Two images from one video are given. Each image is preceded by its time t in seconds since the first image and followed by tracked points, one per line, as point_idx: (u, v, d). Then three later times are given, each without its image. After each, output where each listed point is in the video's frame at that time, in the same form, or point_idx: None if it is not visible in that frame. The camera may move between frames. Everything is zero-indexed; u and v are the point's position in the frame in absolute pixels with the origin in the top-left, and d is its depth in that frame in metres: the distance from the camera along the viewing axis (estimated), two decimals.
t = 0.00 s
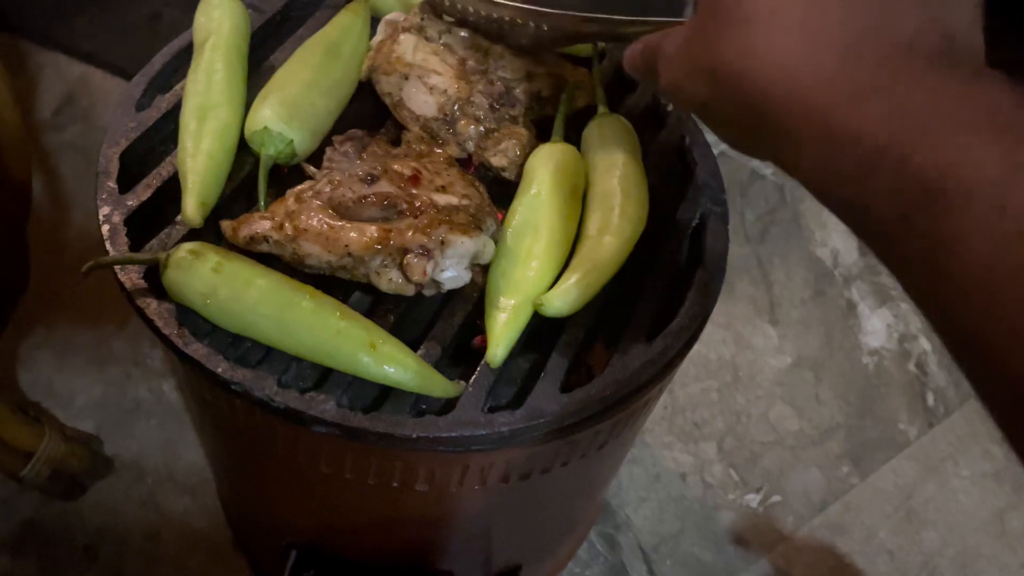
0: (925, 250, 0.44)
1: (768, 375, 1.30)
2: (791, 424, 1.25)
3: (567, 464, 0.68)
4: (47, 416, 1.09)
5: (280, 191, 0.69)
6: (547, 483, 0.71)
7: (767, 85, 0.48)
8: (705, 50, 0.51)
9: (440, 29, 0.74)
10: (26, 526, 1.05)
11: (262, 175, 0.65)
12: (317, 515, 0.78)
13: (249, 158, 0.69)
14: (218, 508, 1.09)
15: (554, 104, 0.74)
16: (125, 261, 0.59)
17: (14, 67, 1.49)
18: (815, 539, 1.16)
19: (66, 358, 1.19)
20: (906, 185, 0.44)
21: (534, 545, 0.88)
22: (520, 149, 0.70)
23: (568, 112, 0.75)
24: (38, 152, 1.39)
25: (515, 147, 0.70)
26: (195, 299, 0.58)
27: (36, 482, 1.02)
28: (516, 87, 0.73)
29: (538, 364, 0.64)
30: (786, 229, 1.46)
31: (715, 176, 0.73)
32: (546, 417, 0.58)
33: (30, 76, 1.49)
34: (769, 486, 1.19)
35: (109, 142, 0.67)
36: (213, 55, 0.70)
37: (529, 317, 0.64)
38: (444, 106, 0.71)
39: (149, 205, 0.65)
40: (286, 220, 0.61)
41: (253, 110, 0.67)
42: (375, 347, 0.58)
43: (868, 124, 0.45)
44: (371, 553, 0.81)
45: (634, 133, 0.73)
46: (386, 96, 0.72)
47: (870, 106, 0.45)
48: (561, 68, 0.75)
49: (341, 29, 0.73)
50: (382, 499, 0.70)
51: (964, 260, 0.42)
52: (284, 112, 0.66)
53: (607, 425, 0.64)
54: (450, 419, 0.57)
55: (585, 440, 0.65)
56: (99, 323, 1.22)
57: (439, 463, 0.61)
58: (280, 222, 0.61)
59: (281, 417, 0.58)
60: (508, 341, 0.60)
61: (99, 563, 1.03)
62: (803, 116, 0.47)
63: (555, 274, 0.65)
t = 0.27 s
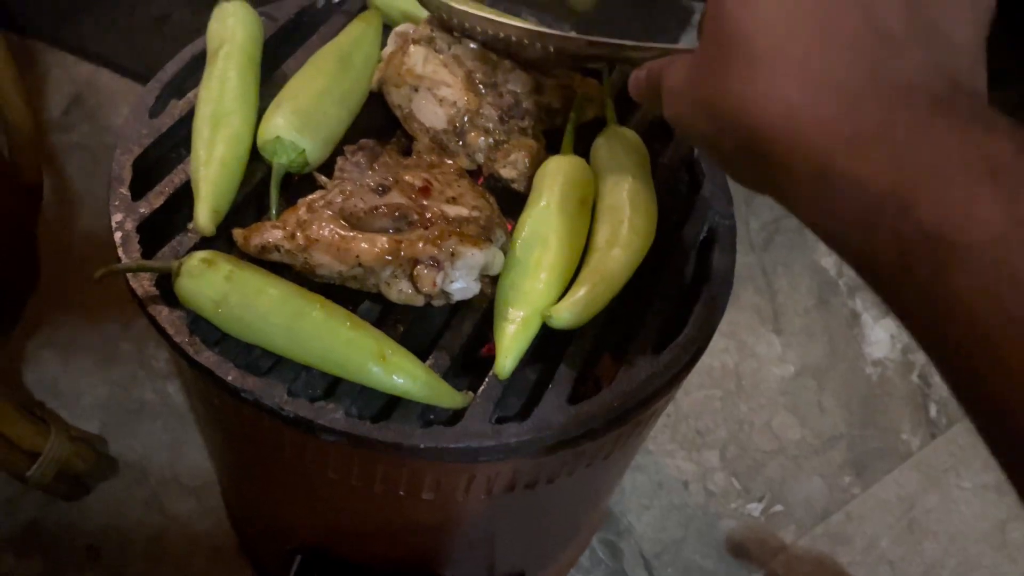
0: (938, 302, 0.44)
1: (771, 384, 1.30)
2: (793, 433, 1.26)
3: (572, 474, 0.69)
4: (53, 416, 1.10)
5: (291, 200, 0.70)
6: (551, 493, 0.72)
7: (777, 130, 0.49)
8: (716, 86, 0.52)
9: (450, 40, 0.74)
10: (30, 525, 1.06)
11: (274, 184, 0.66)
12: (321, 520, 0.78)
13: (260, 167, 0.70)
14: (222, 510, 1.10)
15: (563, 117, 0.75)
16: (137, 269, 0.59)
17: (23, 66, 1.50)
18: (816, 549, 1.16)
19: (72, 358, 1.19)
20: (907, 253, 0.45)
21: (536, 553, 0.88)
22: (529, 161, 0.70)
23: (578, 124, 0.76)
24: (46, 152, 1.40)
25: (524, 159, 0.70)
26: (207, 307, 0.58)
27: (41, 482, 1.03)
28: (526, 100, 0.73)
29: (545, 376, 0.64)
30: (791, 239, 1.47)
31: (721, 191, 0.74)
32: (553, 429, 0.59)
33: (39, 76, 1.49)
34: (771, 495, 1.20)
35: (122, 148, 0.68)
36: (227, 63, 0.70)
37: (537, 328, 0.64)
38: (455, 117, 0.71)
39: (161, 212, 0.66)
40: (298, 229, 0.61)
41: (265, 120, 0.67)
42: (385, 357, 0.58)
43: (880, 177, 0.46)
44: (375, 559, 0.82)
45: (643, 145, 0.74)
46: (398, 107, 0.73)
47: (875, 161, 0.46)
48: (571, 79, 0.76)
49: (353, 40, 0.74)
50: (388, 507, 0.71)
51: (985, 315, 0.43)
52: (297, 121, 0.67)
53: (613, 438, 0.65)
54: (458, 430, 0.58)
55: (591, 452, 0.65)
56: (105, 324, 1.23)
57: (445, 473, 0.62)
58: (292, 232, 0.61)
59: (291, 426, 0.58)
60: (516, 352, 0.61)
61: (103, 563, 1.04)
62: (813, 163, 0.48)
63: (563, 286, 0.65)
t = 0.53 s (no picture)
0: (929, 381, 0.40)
1: (776, 397, 1.30)
2: (796, 447, 1.25)
3: (579, 492, 0.68)
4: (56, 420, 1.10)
5: (301, 213, 0.70)
6: (556, 509, 0.72)
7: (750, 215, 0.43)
8: (720, 110, 0.41)
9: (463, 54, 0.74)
10: (33, 529, 1.06)
11: (285, 197, 0.66)
12: (326, 533, 0.78)
13: (271, 179, 0.70)
14: (224, 517, 1.10)
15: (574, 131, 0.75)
16: (148, 281, 0.59)
17: (31, 68, 1.50)
18: (818, 564, 1.16)
19: (77, 362, 1.19)
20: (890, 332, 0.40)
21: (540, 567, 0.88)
22: (539, 175, 0.72)
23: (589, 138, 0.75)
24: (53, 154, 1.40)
25: (534, 172, 0.72)
26: (217, 322, 0.58)
27: (44, 487, 1.03)
28: (538, 114, 0.75)
29: (554, 394, 0.64)
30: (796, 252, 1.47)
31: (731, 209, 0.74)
32: (561, 448, 0.59)
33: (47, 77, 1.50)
34: (774, 509, 1.19)
35: (133, 159, 0.68)
36: (238, 75, 0.70)
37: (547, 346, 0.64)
38: (466, 132, 0.71)
39: (171, 223, 0.66)
40: (308, 243, 0.61)
41: (277, 133, 0.67)
42: (394, 375, 0.58)
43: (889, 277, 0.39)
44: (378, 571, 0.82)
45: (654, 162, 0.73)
46: (409, 119, 0.73)
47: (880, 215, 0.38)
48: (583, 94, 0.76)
49: (366, 53, 0.75)
50: (392, 522, 0.70)
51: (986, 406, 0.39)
52: (308, 133, 0.67)
53: (620, 456, 0.64)
54: (466, 448, 0.58)
55: (597, 471, 0.65)
56: (110, 327, 1.23)
57: (451, 490, 0.62)
58: (302, 245, 0.61)
59: (299, 441, 0.58)
60: (526, 370, 0.60)
61: (105, 568, 1.04)
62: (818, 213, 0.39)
63: (573, 304, 0.65)
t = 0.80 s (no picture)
0: (870, 490, 0.43)
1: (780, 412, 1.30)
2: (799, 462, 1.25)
3: (584, 510, 0.68)
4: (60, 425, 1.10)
5: (311, 228, 0.70)
6: (560, 528, 0.72)
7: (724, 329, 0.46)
8: (686, 232, 0.45)
9: (472, 74, 0.74)
10: (35, 535, 1.06)
11: (296, 213, 0.66)
12: (330, 546, 0.79)
13: (282, 193, 0.70)
14: (227, 525, 1.10)
15: (585, 148, 0.74)
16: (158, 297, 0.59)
17: (39, 71, 1.50)
18: None
19: (81, 367, 1.19)
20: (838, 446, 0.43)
21: None
22: (550, 195, 0.71)
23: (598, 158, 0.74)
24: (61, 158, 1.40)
25: (544, 193, 0.71)
26: (227, 338, 0.58)
27: (48, 493, 1.03)
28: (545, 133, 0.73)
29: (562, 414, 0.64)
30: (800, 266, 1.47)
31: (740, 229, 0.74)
32: (567, 470, 0.59)
33: (55, 81, 1.50)
34: (775, 524, 1.19)
35: (145, 172, 0.68)
36: (251, 89, 0.70)
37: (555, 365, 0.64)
38: (473, 153, 0.70)
39: (182, 237, 0.66)
40: (320, 260, 0.62)
41: (289, 148, 0.68)
42: (403, 394, 0.58)
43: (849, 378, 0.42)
44: None
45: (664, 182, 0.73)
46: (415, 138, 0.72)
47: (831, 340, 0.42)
48: (590, 112, 0.75)
49: (377, 70, 0.75)
50: (397, 538, 0.71)
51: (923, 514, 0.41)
52: (320, 149, 0.67)
53: (626, 477, 0.64)
54: (474, 468, 0.58)
55: (603, 491, 0.65)
56: (116, 332, 1.23)
57: (458, 509, 0.62)
58: (313, 262, 0.62)
59: (307, 458, 0.58)
60: (534, 389, 0.60)
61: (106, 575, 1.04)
62: (771, 333, 0.43)
63: (582, 324, 0.65)
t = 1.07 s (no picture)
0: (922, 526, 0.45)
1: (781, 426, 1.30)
2: (798, 475, 1.25)
3: (583, 525, 0.69)
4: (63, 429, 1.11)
5: (317, 239, 0.71)
6: (559, 542, 0.72)
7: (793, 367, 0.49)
8: (769, 253, 0.50)
9: (480, 87, 0.74)
10: (35, 538, 1.07)
11: (301, 225, 0.66)
12: (329, 555, 0.79)
13: (287, 204, 0.71)
14: (226, 531, 1.10)
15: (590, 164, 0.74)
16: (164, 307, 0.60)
17: (47, 74, 1.51)
18: None
19: (83, 371, 1.20)
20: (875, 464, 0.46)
21: None
22: (554, 210, 0.71)
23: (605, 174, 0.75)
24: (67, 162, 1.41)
25: (549, 207, 0.71)
26: (232, 349, 0.58)
27: (48, 497, 1.03)
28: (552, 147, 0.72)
29: (563, 429, 0.64)
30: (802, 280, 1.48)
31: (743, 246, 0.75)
32: (569, 486, 0.59)
33: (62, 84, 1.50)
34: (775, 539, 1.20)
35: (152, 182, 0.68)
36: (259, 100, 0.71)
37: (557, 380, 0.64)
38: (481, 164, 0.72)
39: (188, 247, 0.66)
40: (324, 272, 0.62)
41: (296, 160, 0.68)
42: (406, 408, 0.58)
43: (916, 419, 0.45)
44: None
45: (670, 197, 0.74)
46: (424, 149, 0.73)
47: (882, 362, 0.46)
48: (596, 128, 0.76)
49: (384, 80, 0.75)
50: (396, 549, 0.71)
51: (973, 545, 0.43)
52: (327, 162, 0.68)
53: (627, 492, 0.65)
54: (475, 483, 0.58)
55: (604, 506, 0.65)
56: (119, 337, 1.23)
57: (458, 523, 0.62)
58: (318, 274, 0.62)
59: (309, 470, 0.59)
60: (536, 404, 0.61)
61: None
62: (844, 373, 0.47)
63: (584, 339, 0.66)
